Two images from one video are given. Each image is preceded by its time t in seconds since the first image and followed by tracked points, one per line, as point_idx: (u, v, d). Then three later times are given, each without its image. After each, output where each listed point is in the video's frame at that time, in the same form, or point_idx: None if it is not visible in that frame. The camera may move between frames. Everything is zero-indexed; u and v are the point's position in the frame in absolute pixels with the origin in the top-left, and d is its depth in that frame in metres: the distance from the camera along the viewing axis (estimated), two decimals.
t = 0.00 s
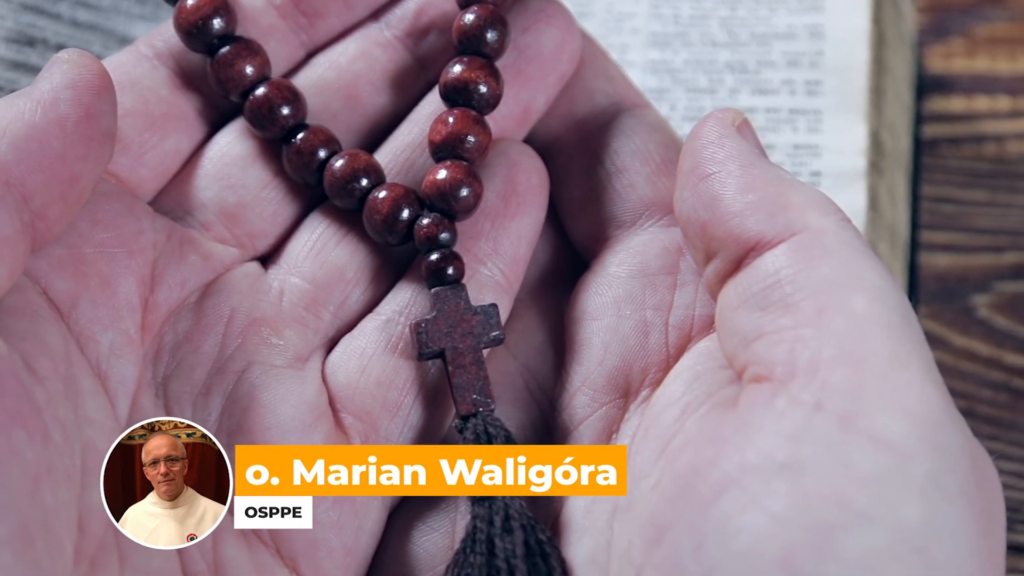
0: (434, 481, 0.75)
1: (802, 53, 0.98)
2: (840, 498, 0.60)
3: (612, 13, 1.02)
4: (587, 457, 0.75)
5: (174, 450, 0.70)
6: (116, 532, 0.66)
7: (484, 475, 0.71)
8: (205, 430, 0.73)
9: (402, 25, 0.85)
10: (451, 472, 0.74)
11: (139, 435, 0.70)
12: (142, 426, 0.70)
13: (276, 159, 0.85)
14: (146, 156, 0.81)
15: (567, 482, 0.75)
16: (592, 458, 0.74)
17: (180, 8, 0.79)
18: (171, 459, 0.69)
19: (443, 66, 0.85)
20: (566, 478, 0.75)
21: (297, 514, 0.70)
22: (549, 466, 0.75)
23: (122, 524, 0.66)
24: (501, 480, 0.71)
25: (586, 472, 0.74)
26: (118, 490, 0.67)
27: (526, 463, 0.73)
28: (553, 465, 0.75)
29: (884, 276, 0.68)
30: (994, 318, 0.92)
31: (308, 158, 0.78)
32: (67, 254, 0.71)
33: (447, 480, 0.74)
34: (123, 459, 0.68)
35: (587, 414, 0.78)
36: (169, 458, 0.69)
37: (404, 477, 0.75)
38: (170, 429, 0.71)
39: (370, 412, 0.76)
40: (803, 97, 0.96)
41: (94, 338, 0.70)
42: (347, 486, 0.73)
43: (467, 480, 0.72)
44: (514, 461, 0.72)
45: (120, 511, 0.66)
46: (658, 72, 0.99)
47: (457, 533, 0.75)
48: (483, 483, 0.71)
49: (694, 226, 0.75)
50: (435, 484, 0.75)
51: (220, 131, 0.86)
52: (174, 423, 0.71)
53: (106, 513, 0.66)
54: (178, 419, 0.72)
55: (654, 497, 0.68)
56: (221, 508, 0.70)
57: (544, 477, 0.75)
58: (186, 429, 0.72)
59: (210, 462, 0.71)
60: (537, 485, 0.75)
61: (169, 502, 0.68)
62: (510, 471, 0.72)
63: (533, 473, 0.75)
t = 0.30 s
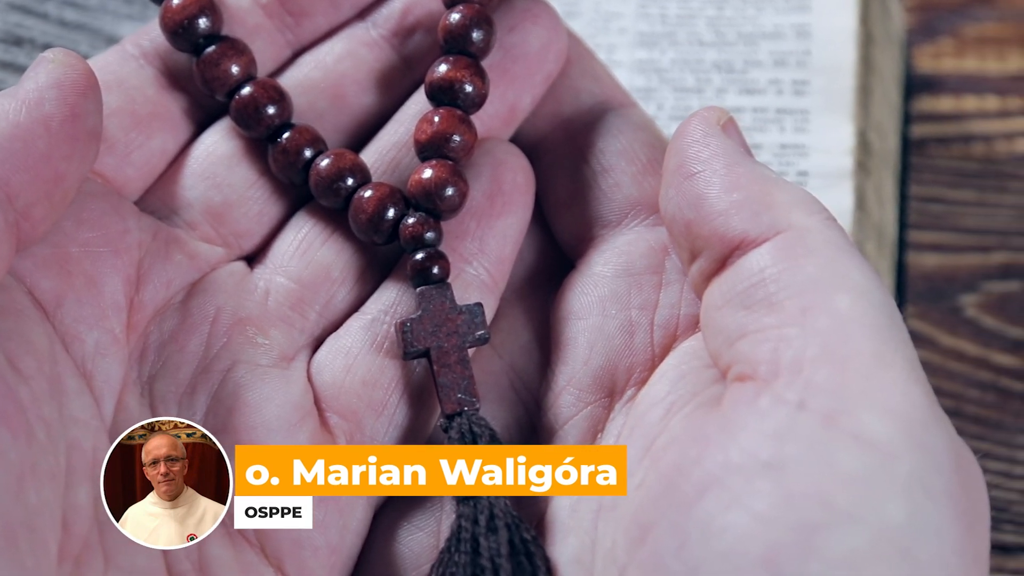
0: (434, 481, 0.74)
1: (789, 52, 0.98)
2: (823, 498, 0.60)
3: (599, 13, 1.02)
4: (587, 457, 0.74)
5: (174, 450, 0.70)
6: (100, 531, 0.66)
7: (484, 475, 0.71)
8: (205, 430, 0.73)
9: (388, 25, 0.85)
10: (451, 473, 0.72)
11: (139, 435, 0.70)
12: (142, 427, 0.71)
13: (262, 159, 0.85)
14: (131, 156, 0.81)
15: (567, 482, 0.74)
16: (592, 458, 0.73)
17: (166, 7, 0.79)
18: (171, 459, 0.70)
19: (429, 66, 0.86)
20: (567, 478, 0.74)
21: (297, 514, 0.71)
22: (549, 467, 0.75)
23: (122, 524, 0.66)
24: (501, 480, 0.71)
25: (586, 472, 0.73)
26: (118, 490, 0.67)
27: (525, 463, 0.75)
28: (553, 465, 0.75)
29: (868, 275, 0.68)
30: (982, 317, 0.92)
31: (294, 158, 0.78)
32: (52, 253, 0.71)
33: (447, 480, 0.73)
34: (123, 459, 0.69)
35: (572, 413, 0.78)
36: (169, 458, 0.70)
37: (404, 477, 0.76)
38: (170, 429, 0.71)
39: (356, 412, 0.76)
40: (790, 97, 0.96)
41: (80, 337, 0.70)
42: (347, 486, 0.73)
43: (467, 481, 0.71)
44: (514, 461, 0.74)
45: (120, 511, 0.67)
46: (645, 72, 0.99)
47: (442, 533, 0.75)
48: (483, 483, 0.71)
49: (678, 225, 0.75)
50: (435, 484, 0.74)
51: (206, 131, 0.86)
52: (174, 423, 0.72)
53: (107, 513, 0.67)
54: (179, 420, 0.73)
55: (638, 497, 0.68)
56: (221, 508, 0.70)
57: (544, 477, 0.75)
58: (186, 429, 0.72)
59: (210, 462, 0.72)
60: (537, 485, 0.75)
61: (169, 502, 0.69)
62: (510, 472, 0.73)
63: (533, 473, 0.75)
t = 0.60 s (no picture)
0: (433, 480, 0.73)
1: (776, 53, 0.99)
2: (806, 498, 0.60)
3: (586, 13, 1.02)
4: (587, 457, 0.72)
5: (174, 450, 0.71)
6: (84, 531, 0.66)
7: (484, 475, 0.73)
8: (205, 430, 0.73)
9: (374, 25, 0.85)
10: (450, 472, 0.71)
11: (139, 435, 0.71)
12: (142, 427, 0.71)
13: (247, 159, 0.85)
14: (117, 156, 0.81)
15: (568, 482, 0.73)
16: (592, 457, 0.71)
17: (151, 8, 0.79)
18: (171, 459, 0.70)
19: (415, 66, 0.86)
20: (567, 478, 0.73)
21: (297, 514, 0.71)
22: (550, 467, 0.75)
23: (122, 524, 0.67)
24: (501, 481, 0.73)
25: (587, 472, 0.71)
26: (118, 490, 0.68)
27: (526, 463, 0.75)
28: (553, 465, 0.75)
29: (852, 275, 0.68)
30: (969, 317, 0.92)
31: (279, 158, 0.78)
32: (37, 254, 0.70)
33: (446, 481, 0.71)
34: (123, 459, 0.70)
35: (558, 413, 0.78)
36: (169, 458, 0.70)
37: (404, 477, 0.75)
38: (170, 429, 0.72)
39: (341, 412, 0.76)
40: (777, 97, 0.97)
41: (65, 337, 0.70)
42: (347, 486, 0.74)
43: (467, 481, 0.71)
44: (514, 461, 0.75)
45: (120, 511, 0.67)
46: (632, 72, 0.99)
47: (427, 532, 0.75)
48: (483, 483, 0.72)
49: (664, 226, 0.75)
50: (435, 484, 0.72)
51: (192, 131, 0.86)
52: (174, 423, 0.72)
53: (107, 513, 0.67)
54: (179, 420, 0.73)
55: (621, 496, 0.68)
56: (221, 508, 0.71)
57: (544, 477, 0.74)
58: (186, 429, 0.72)
59: (210, 462, 0.72)
60: (537, 485, 0.75)
61: (169, 502, 0.69)
62: (510, 471, 0.75)
63: (533, 473, 0.75)
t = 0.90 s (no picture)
0: (433, 481, 0.71)
1: (764, 52, 0.99)
2: (789, 498, 0.60)
3: (575, 13, 1.02)
4: (588, 457, 0.70)
5: (174, 450, 0.71)
6: (69, 531, 0.66)
7: (484, 474, 0.74)
8: (206, 429, 0.73)
9: (361, 25, 0.86)
10: (451, 472, 0.71)
11: (139, 435, 0.71)
12: (142, 427, 0.72)
13: (234, 158, 0.85)
14: (103, 155, 0.81)
15: (568, 482, 0.72)
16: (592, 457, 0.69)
17: (137, 7, 0.80)
18: (171, 459, 0.71)
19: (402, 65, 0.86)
20: (567, 478, 0.72)
21: (297, 514, 0.72)
22: (550, 466, 0.74)
23: (122, 524, 0.68)
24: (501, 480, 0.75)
25: (587, 472, 0.70)
26: (118, 490, 0.69)
27: (526, 463, 0.75)
28: (553, 465, 0.74)
29: (837, 274, 0.68)
30: (957, 317, 0.92)
31: (265, 157, 0.78)
32: (22, 253, 0.70)
33: (447, 481, 0.71)
34: (123, 459, 0.70)
35: (543, 412, 0.78)
36: (168, 458, 0.71)
37: (404, 477, 0.73)
38: (170, 429, 0.72)
39: (327, 412, 0.76)
40: (765, 97, 0.97)
41: (50, 337, 0.70)
42: (347, 486, 0.74)
43: (467, 480, 0.72)
44: (514, 461, 0.75)
45: (120, 511, 0.68)
46: (620, 71, 0.99)
47: (412, 532, 0.75)
48: (483, 483, 0.74)
49: (649, 225, 0.75)
50: (436, 484, 0.71)
51: (178, 131, 0.86)
52: (174, 423, 0.72)
53: (107, 513, 0.68)
54: (180, 420, 0.73)
55: (605, 496, 0.68)
56: (221, 508, 0.71)
57: (544, 477, 0.74)
58: (186, 429, 0.72)
59: (210, 462, 0.72)
60: (538, 485, 0.74)
61: (169, 502, 0.70)
62: (510, 471, 0.75)
63: (533, 473, 0.74)
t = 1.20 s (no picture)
0: (433, 481, 0.71)
1: (751, 52, 0.99)
2: (771, 498, 0.60)
3: (562, 13, 1.02)
4: (587, 456, 0.69)
5: (174, 450, 0.71)
6: (52, 531, 0.66)
7: (484, 474, 0.75)
8: (205, 429, 0.73)
9: (347, 24, 0.86)
10: (451, 472, 0.72)
11: (139, 435, 0.72)
12: (142, 427, 0.72)
13: (220, 158, 0.85)
14: (89, 155, 0.81)
15: (569, 483, 0.70)
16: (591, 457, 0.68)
17: (123, 7, 0.80)
18: (171, 459, 0.71)
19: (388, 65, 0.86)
20: (567, 479, 0.70)
21: (297, 514, 0.72)
22: (550, 466, 0.73)
23: (122, 524, 0.68)
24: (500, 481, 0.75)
25: (586, 472, 0.68)
26: (118, 490, 0.69)
27: (526, 463, 0.75)
28: (554, 465, 0.73)
29: (820, 274, 0.68)
30: (945, 317, 0.92)
31: (251, 157, 0.78)
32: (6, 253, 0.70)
33: (447, 481, 0.71)
34: (123, 459, 0.71)
35: (528, 412, 0.78)
36: (168, 458, 0.71)
37: (405, 478, 0.71)
38: (170, 429, 0.72)
39: (311, 411, 0.76)
40: (752, 96, 0.97)
41: (35, 337, 0.70)
42: (347, 486, 0.75)
43: (467, 481, 0.74)
44: (514, 461, 0.75)
45: (120, 511, 0.69)
46: (607, 71, 1.00)
47: (397, 532, 0.75)
48: (483, 482, 0.75)
49: (633, 225, 0.75)
50: (437, 484, 0.70)
51: (165, 131, 0.86)
52: (174, 423, 0.72)
53: (108, 512, 0.69)
54: (179, 419, 0.73)
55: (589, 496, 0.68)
56: (221, 508, 0.71)
57: (545, 477, 0.72)
58: (186, 429, 0.72)
59: (210, 462, 0.72)
60: (538, 485, 0.73)
61: (169, 502, 0.70)
62: (511, 471, 0.75)
63: (534, 473, 0.73)
